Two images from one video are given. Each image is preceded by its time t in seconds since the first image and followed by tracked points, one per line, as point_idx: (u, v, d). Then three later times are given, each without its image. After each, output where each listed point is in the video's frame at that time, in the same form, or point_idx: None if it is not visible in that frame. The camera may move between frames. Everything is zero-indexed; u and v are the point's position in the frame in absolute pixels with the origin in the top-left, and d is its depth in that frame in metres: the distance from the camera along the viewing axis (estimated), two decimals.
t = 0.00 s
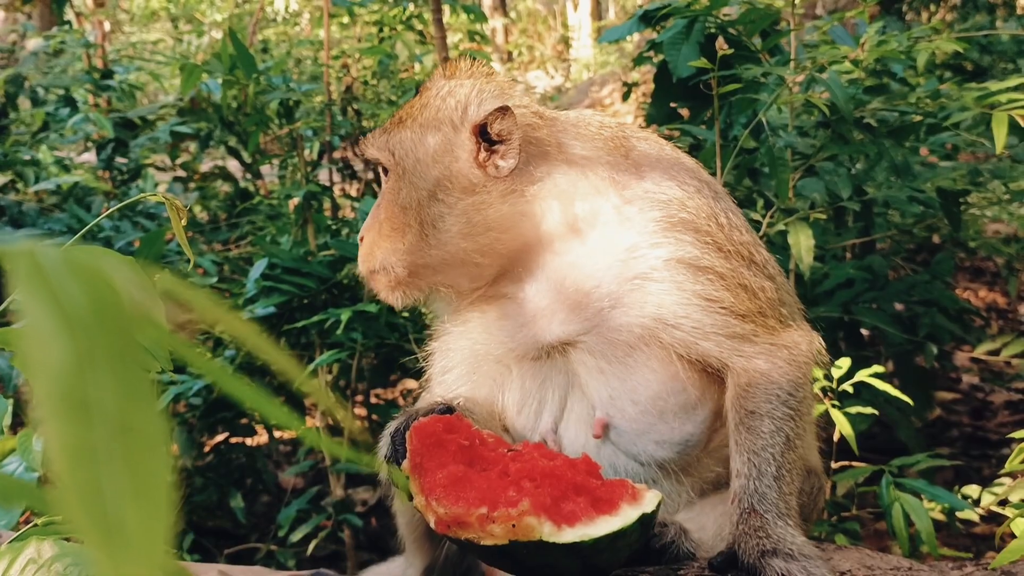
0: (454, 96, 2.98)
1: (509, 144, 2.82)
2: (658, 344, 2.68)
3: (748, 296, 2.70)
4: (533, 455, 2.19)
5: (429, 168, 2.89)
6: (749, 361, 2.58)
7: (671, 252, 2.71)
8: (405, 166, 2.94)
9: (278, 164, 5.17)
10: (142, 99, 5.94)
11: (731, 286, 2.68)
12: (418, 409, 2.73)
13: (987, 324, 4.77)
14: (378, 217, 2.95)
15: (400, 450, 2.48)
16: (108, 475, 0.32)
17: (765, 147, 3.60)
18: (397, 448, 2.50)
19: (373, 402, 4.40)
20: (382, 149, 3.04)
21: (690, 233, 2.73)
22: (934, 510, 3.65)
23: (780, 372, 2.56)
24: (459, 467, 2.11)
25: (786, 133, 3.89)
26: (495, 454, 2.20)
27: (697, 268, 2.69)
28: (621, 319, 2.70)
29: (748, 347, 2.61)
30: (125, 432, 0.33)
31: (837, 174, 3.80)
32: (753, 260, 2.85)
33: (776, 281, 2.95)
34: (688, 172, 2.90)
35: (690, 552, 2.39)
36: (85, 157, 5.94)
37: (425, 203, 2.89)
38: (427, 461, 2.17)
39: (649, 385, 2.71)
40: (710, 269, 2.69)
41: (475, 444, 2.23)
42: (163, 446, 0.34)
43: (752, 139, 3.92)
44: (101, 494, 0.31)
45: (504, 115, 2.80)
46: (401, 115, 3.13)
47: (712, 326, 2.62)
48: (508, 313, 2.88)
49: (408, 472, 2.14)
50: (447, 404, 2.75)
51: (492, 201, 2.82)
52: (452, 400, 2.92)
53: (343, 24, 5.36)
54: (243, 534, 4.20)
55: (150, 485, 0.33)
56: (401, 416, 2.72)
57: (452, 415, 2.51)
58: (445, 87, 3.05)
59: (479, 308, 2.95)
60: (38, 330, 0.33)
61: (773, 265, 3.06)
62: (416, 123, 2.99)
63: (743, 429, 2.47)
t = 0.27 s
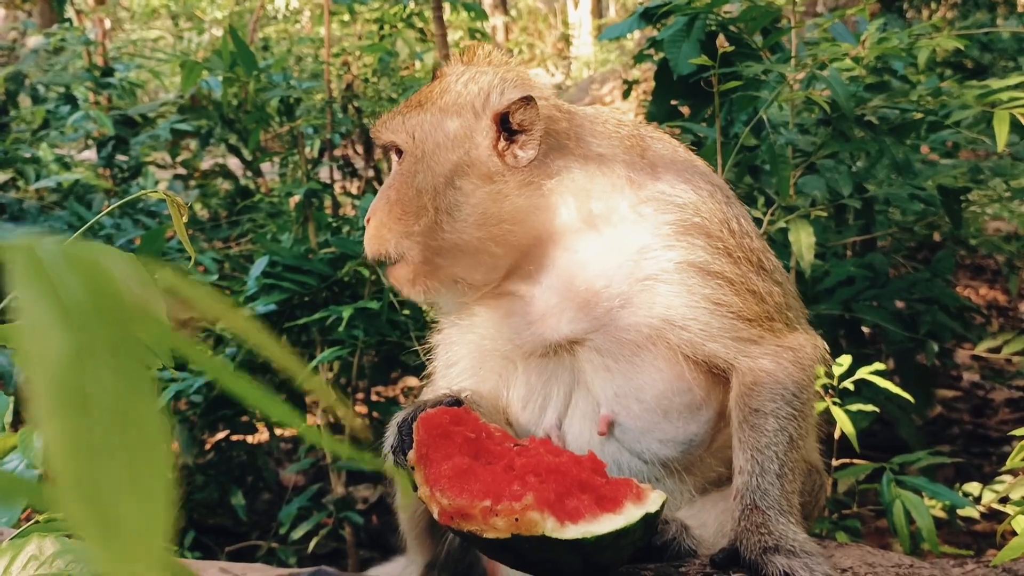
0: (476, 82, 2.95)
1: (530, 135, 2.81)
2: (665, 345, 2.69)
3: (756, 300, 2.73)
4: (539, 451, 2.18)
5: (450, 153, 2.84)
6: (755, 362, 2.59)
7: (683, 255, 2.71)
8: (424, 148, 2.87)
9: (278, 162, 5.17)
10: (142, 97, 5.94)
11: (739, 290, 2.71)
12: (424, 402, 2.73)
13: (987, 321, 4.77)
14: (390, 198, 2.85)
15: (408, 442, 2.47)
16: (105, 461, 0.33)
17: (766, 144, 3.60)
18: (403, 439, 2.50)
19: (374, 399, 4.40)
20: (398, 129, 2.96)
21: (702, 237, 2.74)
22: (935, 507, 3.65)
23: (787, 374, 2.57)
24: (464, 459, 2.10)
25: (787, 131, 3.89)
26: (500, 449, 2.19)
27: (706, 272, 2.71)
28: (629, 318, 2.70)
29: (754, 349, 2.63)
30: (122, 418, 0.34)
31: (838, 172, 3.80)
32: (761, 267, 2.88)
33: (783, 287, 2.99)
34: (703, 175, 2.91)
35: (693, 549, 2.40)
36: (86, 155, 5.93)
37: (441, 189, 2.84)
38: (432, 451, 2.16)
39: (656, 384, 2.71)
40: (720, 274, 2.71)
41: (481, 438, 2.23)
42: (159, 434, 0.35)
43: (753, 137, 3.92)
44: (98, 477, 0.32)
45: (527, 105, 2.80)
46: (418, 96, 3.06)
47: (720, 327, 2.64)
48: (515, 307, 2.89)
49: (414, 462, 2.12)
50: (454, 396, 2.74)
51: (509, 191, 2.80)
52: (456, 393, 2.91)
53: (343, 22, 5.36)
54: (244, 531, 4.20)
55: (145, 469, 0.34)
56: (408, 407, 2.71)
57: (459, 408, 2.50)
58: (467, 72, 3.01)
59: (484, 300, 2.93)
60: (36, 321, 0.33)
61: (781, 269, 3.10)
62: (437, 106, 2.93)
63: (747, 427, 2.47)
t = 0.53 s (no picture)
0: (493, 73, 2.96)
1: (546, 129, 2.82)
2: (672, 344, 2.70)
3: (765, 301, 2.73)
4: (545, 447, 2.18)
5: (466, 142, 2.85)
6: (763, 362, 2.59)
7: (693, 257, 2.71)
8: (440, 137, 2.88)
9: (280, 158, 5.16)
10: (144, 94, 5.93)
11: (748, 291, 2.71)
12: (430, 397, 2.72)
13: (990, 320, 4.76)
14: (403, 184, 2.88)
15: (413, 437, 2.48)
16: (126, 452, 0.29)
17: (769, 142, 3.59)
18: (409, 434, 2.50)
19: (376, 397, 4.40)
20: (415, 116, 2.97)
21: (712, 239, 2.74)
22: (937, 505, 3.65)
23: (795, 374, 2.57)
24: (470, 455, 2.10)
25: (790, 129, 3.88)
26: (506, 445, 2.19)
27: (715, 274, 2.71)
28: (637, 317, 2.70)
29: (762, 349, 2.63)
30: (146, 409, 0.30)
31: (841, 169, 3.79)
32: (771, 270, 2.88)
33: (792, 289, 2.98)
34: (715, 176, 2.91)
35: (696, 546, 2.40)
36: (87, 151, 5.93)
37: (454, 179, 2.85)
38: (438, 447, 2.16)
39: (662, 383, 2.71)
40: (729, 276, 2.71)
41: (487, 433, 2.23)
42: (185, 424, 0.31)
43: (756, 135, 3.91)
44: (116, 470, 0.29)
45: (543, 98, 2.81)
46: (437, 85, 3.07)
47: (728, 327, 2.64)
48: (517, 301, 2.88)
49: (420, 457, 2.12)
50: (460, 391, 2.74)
51: (521, 185, 2.80)
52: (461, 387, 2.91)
53: (346, 19, 5.35)
54: (246, 528, 4.19)
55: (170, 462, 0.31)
56: (414, 402, 2.70)
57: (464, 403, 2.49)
58: (487, 63, 3.02)
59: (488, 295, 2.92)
60: (53, 299, 0.30)
61: (789, 272, 3.09)
62: (454, 95, 2.94)
63: (753, 425, 2.47)
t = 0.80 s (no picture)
0: (494, 72, 2.96)
1: (546, 126, 2.82)
2: (671, 344, 2.70)
3: (764, 302, 2.73)
4: (543, 447, 2.18)
5: (466, 139, 2.85)
6: (762, 362, 2.59)
7: (693, 257, 2.72)
8: (441, 134, 2.89)
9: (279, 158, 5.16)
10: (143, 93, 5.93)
11: (747, 291, 2.71)
12: (428, 396, 2.71)
13: (988, 320, 4.76)
14: (403, 182, 2.87)
15: (411, 436, 2.48)
16: (119, 449, 0.29)
17: (768, 141, 3.59)
18: (407, 433, 2.49)
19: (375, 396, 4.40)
20: (416, 113, 2.98)
21: (712, 240, 2.75)
22: (936, 505, 3.65)
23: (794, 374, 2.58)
24: (468, 454, 2.10)
25: (789, 128, 3.88)
26: (504, 445, 2.19)
27: (715, 274, 2.71)
28: (636, 317, 2.70)
29: (761, 349, 2.63)
30: (139, 397, 0.30)
31: (840, 169, 3.79)
32: (771, 270, 2.88)
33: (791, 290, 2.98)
34: (715, 177, 2.91)
35: (695, 545, 2.40)
36: (86, 150, 5.92)
37: (454, 177, 2.85)
38: (437, 447, 2.16)
39: (661, 383, 2.71)
40: (729, 276, 2.71)
41: (486, 433, 2.22)
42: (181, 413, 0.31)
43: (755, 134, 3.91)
44: (112, 462, 0.28)
45: (543, 96, 2.83)
46: (438, 83, 3.08)
47: (727, 327, 2.64)
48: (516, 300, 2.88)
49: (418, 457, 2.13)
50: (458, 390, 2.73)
51: (522, 183, 2.80)
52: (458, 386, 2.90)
53: (345, 18, 5.35)
54: (244, 527, 4.19)
55: (163, 455, 0.30)
56: (412, 401, 2.70)
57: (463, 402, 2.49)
58: (487, 62, 3.03)
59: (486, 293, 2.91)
60: (45, 283, 0.28)
61: (790, 273, 3.09)
62: (455, 93, 2.95)
63: (752, 425, 2.47)
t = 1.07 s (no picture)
0: (487, 72, 2.96)
1: (541, 127, 2.82)
2: (667, 344, 2.70)
3: (760, 301, 2.73)
4: (537, 445, 2.18)
5: (460, 141, 2.85)
6: (758, 361, 2.60)
7: (689, 257, 2.72)
8: (435, 135, 2.88)
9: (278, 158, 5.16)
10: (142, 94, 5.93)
11: (743, 291, 2.71)
12: (423, 396, 2.71)
13: (987, 317, 4.76)
14: (397, 184, 2.87)
15: (405, 437, 2.48)
16: (89, 452, 0.31)
17: (766, 139, 3.59)
18: (402, 434, 2.50)
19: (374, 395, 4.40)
20: (409, 115, 2.97)
21: (708, 240, 2.74)
22: (934, 502, 3.65)
23: (790, 373, 2.58)
24: (462, 454, 2.10)
25: (787, 126, 3.88)
26: (498, 443, 2.19)
27: (711, 275, 2.71)
28: (632, 318, 2.70)
29: (757, 348, 2.63)
30: (110, 403, 0.33)
31: (838, 167, 3.79)
32: (767, 269, 2.88)
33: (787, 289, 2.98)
34: (710, 176, 2.91)
35: (692, 543, 2.40)
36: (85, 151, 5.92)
37: (449, 178, 2.84)
38: (431, 447, 2.17)
39: (658, 383, 2.71)
40: (724, 276, 2.71)
41: (480, 432, 2.22)
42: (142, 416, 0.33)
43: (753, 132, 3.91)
44: (86, 469, 0.31)
45: (537, 97, 2.82)
46: (431, 84, 3.07)
47: (723, 328, 2.65)
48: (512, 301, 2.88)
49: (413, 458, 2.15)
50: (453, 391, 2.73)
51: (517, 184, 2.80)
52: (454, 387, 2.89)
53: (343, 18, 5.35)
54: (244, 527, 4.19)
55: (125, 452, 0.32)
56: (407, 402, 2.70)
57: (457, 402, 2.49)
58: (481, 62, 3.02)
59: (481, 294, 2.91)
60: (19, 296, 0.31)
61: (786, 272, 3.10)
62: (448, 94, 2.94)
63: (748, 423, 2.47)
